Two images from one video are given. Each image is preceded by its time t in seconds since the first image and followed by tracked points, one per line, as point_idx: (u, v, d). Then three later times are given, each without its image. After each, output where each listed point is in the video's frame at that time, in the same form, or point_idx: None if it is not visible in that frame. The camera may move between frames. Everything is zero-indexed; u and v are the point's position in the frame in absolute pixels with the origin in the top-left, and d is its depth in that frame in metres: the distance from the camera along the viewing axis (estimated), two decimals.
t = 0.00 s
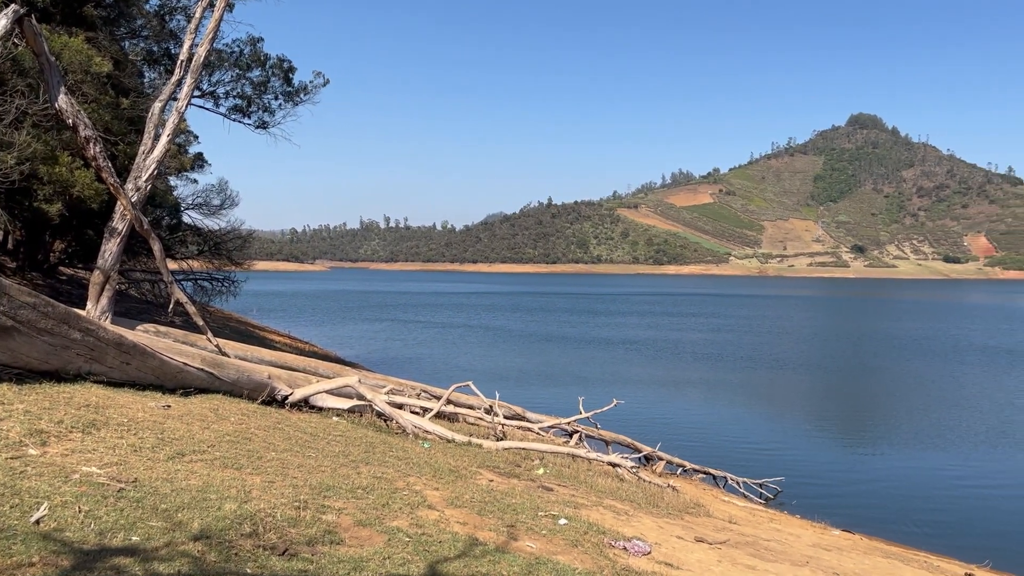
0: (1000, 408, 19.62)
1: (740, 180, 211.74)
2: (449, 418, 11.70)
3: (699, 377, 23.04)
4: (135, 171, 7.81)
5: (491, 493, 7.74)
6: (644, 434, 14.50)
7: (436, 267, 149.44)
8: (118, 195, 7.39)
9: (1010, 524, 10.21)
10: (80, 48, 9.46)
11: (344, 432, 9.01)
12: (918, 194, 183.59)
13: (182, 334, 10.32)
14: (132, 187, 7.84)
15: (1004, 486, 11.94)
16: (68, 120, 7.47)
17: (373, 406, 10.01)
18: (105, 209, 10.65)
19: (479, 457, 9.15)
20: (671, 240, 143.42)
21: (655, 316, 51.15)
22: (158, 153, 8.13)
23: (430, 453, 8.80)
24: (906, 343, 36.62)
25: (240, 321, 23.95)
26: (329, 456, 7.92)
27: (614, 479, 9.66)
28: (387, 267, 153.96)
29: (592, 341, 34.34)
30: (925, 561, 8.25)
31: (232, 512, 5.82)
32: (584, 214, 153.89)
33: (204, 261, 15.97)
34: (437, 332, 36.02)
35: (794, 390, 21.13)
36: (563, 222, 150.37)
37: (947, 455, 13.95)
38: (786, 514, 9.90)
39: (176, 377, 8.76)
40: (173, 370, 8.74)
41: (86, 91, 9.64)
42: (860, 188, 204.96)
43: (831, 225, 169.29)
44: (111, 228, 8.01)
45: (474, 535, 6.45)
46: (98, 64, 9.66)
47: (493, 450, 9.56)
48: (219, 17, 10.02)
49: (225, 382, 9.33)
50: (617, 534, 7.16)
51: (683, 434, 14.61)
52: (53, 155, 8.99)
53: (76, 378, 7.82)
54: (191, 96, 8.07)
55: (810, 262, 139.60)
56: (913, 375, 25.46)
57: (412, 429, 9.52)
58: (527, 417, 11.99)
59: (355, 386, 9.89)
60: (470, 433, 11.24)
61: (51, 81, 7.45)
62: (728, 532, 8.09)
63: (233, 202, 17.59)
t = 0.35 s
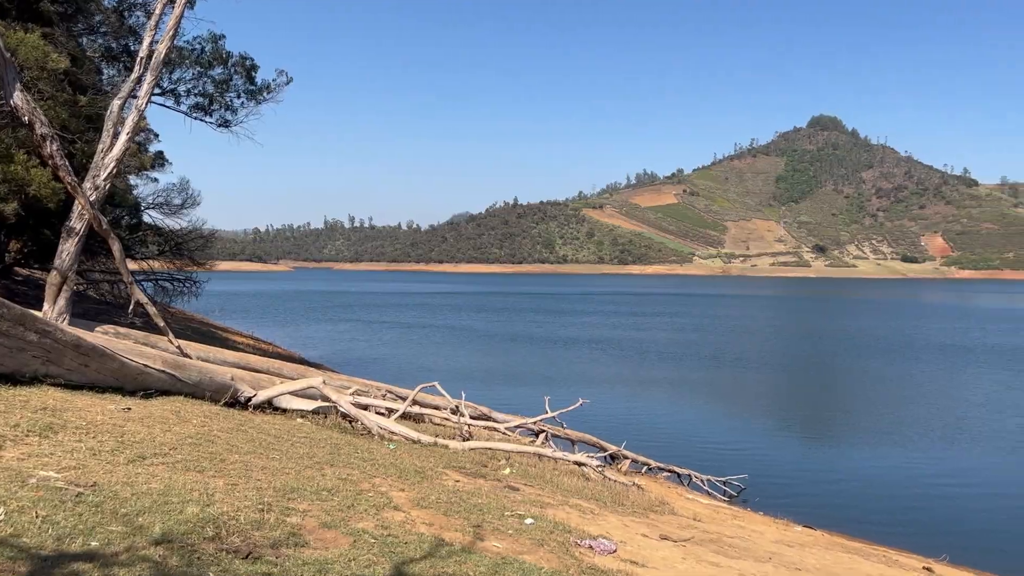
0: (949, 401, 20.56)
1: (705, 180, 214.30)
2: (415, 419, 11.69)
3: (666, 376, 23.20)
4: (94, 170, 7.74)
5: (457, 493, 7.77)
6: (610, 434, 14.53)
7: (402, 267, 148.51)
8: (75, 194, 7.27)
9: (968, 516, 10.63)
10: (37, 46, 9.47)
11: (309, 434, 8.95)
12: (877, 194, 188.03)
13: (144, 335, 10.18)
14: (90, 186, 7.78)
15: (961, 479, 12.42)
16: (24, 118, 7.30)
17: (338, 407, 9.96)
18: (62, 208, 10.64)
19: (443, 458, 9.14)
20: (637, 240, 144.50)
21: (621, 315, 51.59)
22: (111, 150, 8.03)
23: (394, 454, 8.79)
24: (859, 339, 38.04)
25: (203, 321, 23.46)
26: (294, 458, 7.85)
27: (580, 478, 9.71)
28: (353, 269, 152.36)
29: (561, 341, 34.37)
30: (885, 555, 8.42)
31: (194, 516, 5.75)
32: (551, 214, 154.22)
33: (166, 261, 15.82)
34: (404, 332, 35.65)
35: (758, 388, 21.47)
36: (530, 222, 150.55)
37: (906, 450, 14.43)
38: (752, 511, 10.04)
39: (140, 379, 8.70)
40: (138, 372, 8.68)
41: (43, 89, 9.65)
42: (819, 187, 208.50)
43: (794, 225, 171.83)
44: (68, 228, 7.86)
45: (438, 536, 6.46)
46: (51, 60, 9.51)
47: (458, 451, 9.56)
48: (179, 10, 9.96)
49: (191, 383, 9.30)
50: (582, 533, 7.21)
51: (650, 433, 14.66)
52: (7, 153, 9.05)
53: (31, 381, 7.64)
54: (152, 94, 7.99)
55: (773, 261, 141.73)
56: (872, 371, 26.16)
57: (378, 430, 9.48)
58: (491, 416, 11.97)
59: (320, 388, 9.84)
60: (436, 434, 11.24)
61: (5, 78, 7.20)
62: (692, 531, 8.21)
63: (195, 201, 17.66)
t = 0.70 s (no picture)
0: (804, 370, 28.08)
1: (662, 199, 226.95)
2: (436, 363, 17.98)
3: (602, 364, 29.74)
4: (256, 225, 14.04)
5: (460, 387, 13.88)
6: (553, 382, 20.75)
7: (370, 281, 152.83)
8: (248, 238, 13.18)
9: (768, 432, 17.47)
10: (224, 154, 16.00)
11: (378, 365, 15.06)
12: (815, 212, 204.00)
13: (284, 313, 16.61)
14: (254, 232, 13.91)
15: (777, 416, 19.39)
16: (220, 196, 13.26)
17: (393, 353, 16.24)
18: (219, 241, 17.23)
19: (448, 378, 15.24)
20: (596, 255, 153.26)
21: (571, 317, 58.35)
22: (270, 214, 14.39)
23: (419, 374, 14.83)
24: (763, 330, 46.19)
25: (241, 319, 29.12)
26: (377, 373, 13.96)
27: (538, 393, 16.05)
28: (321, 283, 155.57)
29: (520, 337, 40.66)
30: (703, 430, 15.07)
31: (337, 382, 11.66)
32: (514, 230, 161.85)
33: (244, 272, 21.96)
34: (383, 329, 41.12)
35: (669, 369, 28.30)
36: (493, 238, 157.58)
37: (753, 402, 21.38)
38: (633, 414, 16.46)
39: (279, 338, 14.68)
40: (277, 335, 14.63)
41: (226, 178, 16.27)
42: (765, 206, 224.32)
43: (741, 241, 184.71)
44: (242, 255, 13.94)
45: (451, 393, 12.54)
46: (224, 156, 16.07)
47: (458, 376, 15.64)
48: (304, 130, 16.63)
49: (307, 341, 15.42)
50: (526, 402, 13.39)
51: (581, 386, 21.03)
52: (209, 215, 15.59)
53: (222, 340, 13.30)
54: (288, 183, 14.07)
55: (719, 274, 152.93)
56: (767, 353, 33.71)
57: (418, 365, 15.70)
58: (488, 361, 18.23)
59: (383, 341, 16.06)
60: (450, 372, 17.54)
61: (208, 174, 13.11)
62: (590, 411, 14.52)
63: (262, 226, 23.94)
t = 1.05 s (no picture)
0: (766, 368, 28.98)
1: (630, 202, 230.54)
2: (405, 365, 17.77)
3: (572, 364, 29.96)
4: (218, 224, 13.59)
5: (430, 389, 13.75)
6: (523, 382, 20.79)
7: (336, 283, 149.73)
8: (209, 238, 12.78)
9: (733, 429, 17.91)
10: (184, 151, 15.44)
11: (345, 367, 14.78)
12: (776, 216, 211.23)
13: (248, 315, 16.14)
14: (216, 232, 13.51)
15: (741, 413, 19.92)
16: (179, 194, 12.80)
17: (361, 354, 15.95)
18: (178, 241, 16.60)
19: (418, 380, 15.08)
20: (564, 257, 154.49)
21: (541, 317, 58.56)
22: (232, 212, 13.97)
23: (389, 376, 14.62)
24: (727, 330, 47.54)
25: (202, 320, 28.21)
26: (345, 375, 13.70)
27: (507, 393, 16.03)
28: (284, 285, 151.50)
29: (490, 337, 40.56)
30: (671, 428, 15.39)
31: (302, 385, 11.39)
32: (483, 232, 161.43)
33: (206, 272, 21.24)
34: (350, 329, 40.38)
35: (637, 368, 28.72)
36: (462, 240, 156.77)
37: (719, 400, 21.92)
38: (602, 413, 16.66)
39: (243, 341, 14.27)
40: (241, 337, 14.22)
41: (187, 176, 15.72)
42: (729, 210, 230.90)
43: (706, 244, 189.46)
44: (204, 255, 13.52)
45: (421, 395, 12.42)
46: (182, 152, 15.46)
47: (427, 377, 15.46)
48: (268, 127, 16.19)
49: (272, 342, 15.04)
50: (496, 402, 13.39)
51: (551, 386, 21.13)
52: (167, 213, 15.00)
53: (181, 342, 12.86)
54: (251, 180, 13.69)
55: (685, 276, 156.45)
56: (730, 351, 34.77)
57: (386, 366, 15.46)
58: (458, 362, 18.12)
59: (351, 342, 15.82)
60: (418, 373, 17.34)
61: (166, 170, 12.61)
62: (560, 411, 14.63)
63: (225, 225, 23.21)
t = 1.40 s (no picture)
0: (726, 366, 29.91)
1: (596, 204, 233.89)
2: (369, 366, 17.46)
3: (539, 364, 30.07)
4: (172, 223, 13.10)
5: (394, 391, 13.55)
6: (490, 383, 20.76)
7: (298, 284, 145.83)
8: (160, 237, 12.21)
9: (696, 426, 18.33)
10: (133, 145, 14.70)
11: (306, 371, 14.38)
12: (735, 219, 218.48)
13: (202, 317, 15.51)
14: (168, 231, 12.94)
15: (703, 411, 20.43)
16: (127, 190, 12.18)
17: (323, 357, 15.57)
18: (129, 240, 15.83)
19: (383, 382, 14.85)
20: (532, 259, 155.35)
21: (508, 318, 58.61)
22: (186, 210, 13.41)
23: (352, 379, 14.33)
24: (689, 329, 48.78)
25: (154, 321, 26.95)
26: (306, 378, 13.32)
27: (472, 394, 15.97)
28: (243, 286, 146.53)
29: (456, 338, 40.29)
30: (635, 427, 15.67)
31: (260, 390, 11.02)
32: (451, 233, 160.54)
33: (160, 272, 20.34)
34: (312, 331, 39.44)
35: (604, 368, 29.07)
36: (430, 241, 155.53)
37: (682, 398, 22.40)
38: (568, 413, 16.82)
39: (198, 344, 13.73)
40: (196, 341, 13.68)
41: (138, 171, 14.99)
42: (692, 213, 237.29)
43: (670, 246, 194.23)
44: (155, 255, 12.92)
45: (385, 397, 12.23)
46: (131, 146, 14.72)
47: (392, 379, 15.23)
48: (224, 121, 15.60)
49: (229, 346, 14.52)
50: (462, 404, 13.32)
51: (517, 387, 21.17)
52: (115, 211, 14.24)
53: (129, 346, 12.25)
54: (206, 176, 13.17)
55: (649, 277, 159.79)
56: (693, 350, 35.82)
57: (347, 368, 15.11)
58: (424, 364, 17.93)
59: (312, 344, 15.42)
60: (383, 374, 17.07)
61: (113, 165, 11.95)
62: (526, 411, 14.68)
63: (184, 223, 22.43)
